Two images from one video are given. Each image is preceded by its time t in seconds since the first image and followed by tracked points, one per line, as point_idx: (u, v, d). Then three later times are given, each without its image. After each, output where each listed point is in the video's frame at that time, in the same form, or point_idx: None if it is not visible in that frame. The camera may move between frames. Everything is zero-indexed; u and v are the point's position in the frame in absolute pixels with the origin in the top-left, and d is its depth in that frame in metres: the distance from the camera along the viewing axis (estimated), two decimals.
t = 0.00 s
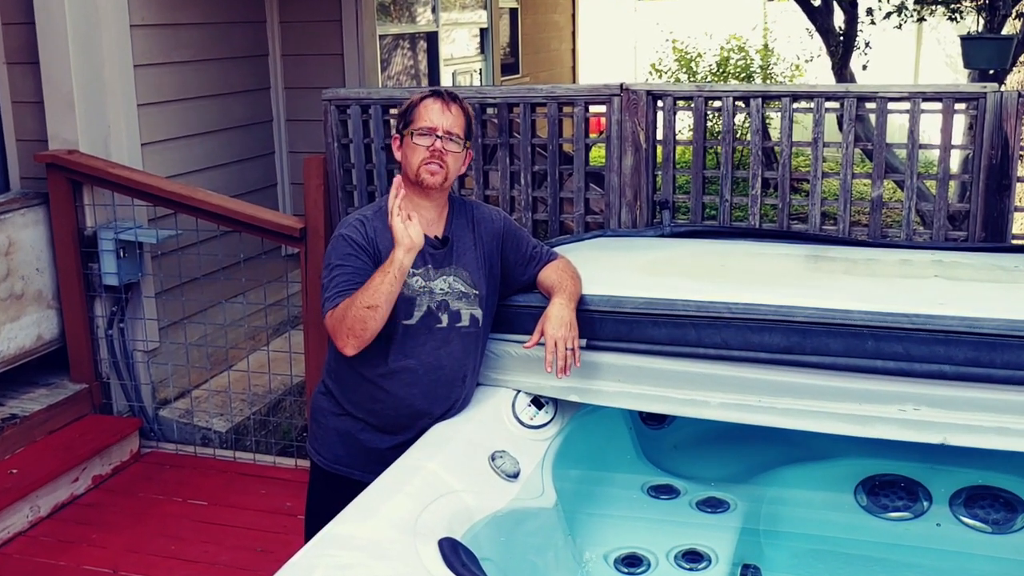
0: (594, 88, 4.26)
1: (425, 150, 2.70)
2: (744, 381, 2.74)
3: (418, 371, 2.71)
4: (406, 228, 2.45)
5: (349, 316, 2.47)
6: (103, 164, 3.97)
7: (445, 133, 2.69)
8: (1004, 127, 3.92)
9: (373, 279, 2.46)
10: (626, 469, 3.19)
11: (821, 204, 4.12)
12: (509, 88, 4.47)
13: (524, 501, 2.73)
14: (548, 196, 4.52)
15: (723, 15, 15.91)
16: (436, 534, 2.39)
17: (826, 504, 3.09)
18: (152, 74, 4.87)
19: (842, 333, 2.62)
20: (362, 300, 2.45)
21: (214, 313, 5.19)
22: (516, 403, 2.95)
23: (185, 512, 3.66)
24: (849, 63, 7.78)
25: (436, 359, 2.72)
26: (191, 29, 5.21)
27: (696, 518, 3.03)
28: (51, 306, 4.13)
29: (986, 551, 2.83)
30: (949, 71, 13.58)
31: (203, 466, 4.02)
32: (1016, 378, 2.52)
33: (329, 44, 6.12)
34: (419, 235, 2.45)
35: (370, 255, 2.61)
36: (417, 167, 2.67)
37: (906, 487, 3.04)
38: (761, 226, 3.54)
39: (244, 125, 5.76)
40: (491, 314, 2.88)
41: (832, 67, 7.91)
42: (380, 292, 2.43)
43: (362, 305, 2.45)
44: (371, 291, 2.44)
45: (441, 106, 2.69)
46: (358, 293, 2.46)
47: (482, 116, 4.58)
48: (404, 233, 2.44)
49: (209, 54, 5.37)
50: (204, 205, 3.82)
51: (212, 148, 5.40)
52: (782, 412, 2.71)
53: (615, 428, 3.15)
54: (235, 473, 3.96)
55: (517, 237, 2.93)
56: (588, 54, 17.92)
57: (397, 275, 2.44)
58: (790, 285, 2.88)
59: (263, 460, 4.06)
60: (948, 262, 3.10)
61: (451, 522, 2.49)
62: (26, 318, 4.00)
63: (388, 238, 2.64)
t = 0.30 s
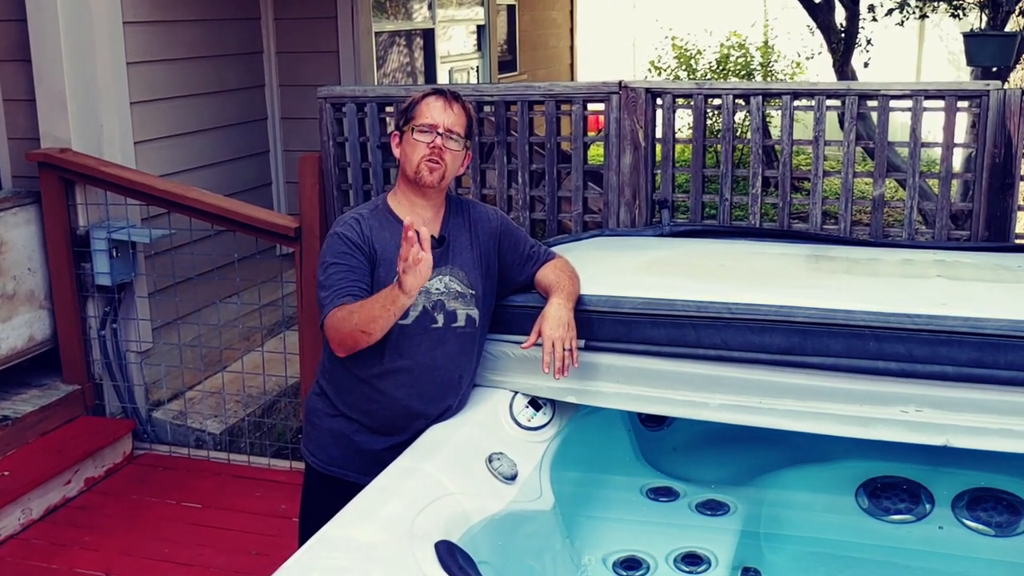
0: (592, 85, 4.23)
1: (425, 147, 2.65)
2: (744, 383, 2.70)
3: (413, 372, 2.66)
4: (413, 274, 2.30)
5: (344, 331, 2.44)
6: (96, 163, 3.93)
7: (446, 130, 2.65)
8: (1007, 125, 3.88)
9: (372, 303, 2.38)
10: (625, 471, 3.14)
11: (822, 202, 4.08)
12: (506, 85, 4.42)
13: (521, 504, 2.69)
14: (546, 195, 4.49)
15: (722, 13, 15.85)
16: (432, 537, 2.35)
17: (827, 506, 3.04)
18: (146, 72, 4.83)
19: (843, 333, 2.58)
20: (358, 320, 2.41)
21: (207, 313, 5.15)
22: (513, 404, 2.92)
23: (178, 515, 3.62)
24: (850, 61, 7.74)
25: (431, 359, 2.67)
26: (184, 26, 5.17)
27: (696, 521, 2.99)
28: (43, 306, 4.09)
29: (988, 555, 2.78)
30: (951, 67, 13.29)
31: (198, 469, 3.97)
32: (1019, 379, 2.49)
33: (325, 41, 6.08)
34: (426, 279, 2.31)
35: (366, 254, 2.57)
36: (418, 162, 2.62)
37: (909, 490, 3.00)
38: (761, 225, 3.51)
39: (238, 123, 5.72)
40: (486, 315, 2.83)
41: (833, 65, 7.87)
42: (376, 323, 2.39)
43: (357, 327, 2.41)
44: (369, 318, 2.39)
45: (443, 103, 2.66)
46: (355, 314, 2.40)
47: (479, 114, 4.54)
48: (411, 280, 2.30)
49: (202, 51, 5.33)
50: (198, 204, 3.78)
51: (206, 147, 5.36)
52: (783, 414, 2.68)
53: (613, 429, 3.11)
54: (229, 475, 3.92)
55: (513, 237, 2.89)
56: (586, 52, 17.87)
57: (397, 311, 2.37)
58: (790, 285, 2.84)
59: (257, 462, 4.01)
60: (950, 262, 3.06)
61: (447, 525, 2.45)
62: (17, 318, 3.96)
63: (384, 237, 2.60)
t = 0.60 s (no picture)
0: (590, 83, 4.19)
1: (421, 147, 2.62)
2: (745, 384, 2.66)
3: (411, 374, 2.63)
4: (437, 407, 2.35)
5: (335, 351, 2.44)
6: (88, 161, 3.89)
7: (441, 129, 2.61)
8: (1011, 123, 3.85)
9: (381, 376, 2.39)
10: (623, 474, 3.10)
11: (823, 202, 4.05)
12: (504, 83, 4.38)
13: (516, 508, 2.67)
14: (544, 194, 4.45)
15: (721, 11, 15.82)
16: (429, 540, 2.31)
17: (827, 509, 3.00)
18: (138, 69, 4.79)
19: (844, 334, 2.54)
20: (355, 368, 2.41)
21: (201, 314, 5.12)
22: (512, 405, 2.89)
23: (172, 518, 3.58)
24: (852, 59, 7.70)
25: (429, 361, 2.64)
26: (177, 23, 5.13)
27: (696, 523, 2.94)
28: (35, 307, 4.05)
29: (990, 557, 2.74)
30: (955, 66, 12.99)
31: (192, 471, 3.93)
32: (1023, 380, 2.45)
33: (320, 39, 6.05)
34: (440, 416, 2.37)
35: (362, 256, 2.55)
36: (414, 164, 2.58)
37: (910, 493, 2.96)
38: (761, 225, 3.47)
39: (232, 121, 5.68)
40: (485, 314, 2.80)
41: (834, 62, 7.83)
42: (370, 387, 2.40)
43: (352, 370, 2.41)
44: (369, 378, 2.40)
45: (437, 101, 2.62)
46: (360, 363, 2.41)
47: (476, 111, 4.50)
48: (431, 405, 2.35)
49: (196, 49, 5.29)
50: (192, 203, 3.74)
51: (200, 146, 5.32)
52: (783, 415, 2.64)
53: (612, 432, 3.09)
54: (223, 477, 3.87)
55: (512, 235, 2.85)
56: (585, 51, 17.83)
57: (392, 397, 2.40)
58: (791, 285, 2.81)
59: (252, 464, 3.97)
60: (953, 262, 3.03)
61: (443, 529, 2.41)
62: (9, 318, 3.92)
63: (381, 241, 2.57)
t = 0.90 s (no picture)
0: (589, 81, 4.17)
1: (419, 149, 2.58)
2: (744, 385, 2.63)
3: (408, 377, 2.61)
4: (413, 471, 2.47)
5: (333, 363, 2.47)
6: (81, 161, 3.84)
7: (438, 131, 2.57)
8: (1014, 121, 3.82)
9: (372, 417, 2.46)
10: (622, 475, 3.07)
11: (823, 201, 4.01)
12: (501, 81, 4.35)
13: (516, 509, 2.62)
14: (542, 193, 4.41)
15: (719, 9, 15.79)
16: (424, 544, 2.27)
17: (828, 511, 2.96)
18: (131, 67, 4.76)
19: (846, 334, 2.51)
20: (350, 397, 2.47)
21: (195, 314, 5.08)
22: (508, 410, 2.84)
23: (166, 520, 3.55)
24: (853, 56, 7.66)
25: (425, 364, 2.61)
26: (172, 20, 5.09)
27: (694, 526, 2.90)
28: (26, 308, 4.01)
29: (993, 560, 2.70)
30: (955, 63, 13.00)
31: (185, 473, 3.89)
32: None
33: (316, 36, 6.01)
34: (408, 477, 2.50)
35: (358, 258, 2.52)
36: (412, 166, 2.54)
37: (912, 495, 2.93)
38: (761, 224, 3.44)
39: (225, 119, 5.63)
40: (483, 314, 2.76)
41: (835, 60, 7.79)
42: (358, 420, 2.47)
43: (347, 397, 2.47)
44: (361, 411, 2.47)
45: (434, 102, 2.58)
46: (356, 394, 2.46)
47: (474, 110, 4.47)
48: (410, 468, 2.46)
49: (190, 47, 5.25)
50: (187, 203, 3.70)
51: (194, 144, 5.28)
52: (783, 416, 2.61)
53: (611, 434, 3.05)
54: (217, 479, 3.84)
55: (512, 235, 2.80)
56: (583, 50, 17.79)
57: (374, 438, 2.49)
58: (793, 284, 2.77)
59: (246, 466, 3.93)
60: (955, 261, 3.00)
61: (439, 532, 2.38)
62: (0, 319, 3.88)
63: (378, 243, 2.54)
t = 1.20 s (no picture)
0: (588, 78, 4.13)
1: (416, 143, 2.54)
2: (745, 386, 2.59)
3: (404, 379, 2.57)
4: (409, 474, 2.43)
5: (328, 363, 2.44)
6: (74, 159, 3.81)
7: (436, 124, 2.54)
8: (1018, 120, 3.79)
9: (367, 418, 2.43)
10: (621, 478, 3.03)
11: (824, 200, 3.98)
12: (499, 79, 4.32)
13: (513, 512, 2.59)
14: (540, 192, 4.37)
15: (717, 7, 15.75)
16: (420, 547, 2.24)
17: (829, 514, 2.92)
18: (123, 65, 4.73)
19: (847, 335, 2.47)
20: (345, 398, 2.43)
21: (189, 314, 5.05)
22: (506, 410, 2.80)
23: (159, 523, 3.51)
24: (854, 53, 7.62)
25: (422, 366, 2.58)
26: (165, 16, 5.05)
27: (694, 528, 2.87)
28: (18, 308, 3.97)
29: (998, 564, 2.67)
30: (958, 60, 13.03)
31: (179, 476, 3.85)
32: None
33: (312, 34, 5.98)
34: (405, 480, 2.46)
35: (354, 258, 2.48)
36: (409, 160, 2.51)
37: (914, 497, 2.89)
38: (762, 223, 3.41)
39: (220, 117, 5.59)
40: (481, 316, 2.72)
41: (837, 57, 7.75)
42: (353, 421, 2.44)
43: (341, 398, 2.43)
44: (356, 412, 2.43)
45: (431, 96, 2.55)
46: (351, 395, 2.43)
47: (471, 108, 4.43)
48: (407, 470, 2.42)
49: (184, 44, 5.21)
50: (180, 202, 3.66)
51: (188, 142, 5.25)
52: (784, 418, 2.58)
53: (610, 436, 3.00)
54: (212, 481, 3.80)
55: (509, 236, 2.77)
56: (581, 48, 17.76)
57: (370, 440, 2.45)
58: (794, 284, 2.73)
59: (241, 468, 3.90)
60: (958, 261, 2.96)
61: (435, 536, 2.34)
62: None
63: (375, 242, 2.51)
